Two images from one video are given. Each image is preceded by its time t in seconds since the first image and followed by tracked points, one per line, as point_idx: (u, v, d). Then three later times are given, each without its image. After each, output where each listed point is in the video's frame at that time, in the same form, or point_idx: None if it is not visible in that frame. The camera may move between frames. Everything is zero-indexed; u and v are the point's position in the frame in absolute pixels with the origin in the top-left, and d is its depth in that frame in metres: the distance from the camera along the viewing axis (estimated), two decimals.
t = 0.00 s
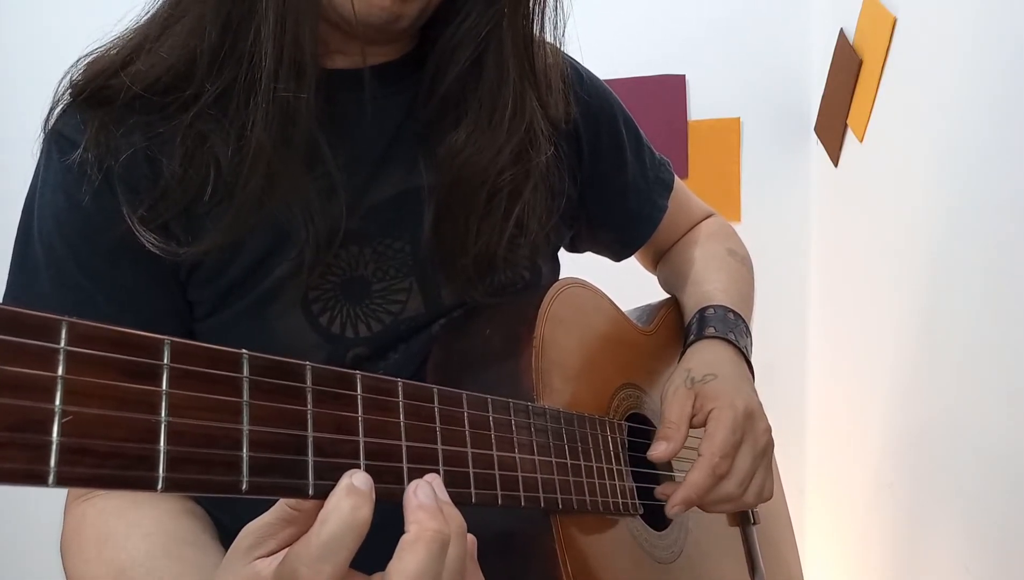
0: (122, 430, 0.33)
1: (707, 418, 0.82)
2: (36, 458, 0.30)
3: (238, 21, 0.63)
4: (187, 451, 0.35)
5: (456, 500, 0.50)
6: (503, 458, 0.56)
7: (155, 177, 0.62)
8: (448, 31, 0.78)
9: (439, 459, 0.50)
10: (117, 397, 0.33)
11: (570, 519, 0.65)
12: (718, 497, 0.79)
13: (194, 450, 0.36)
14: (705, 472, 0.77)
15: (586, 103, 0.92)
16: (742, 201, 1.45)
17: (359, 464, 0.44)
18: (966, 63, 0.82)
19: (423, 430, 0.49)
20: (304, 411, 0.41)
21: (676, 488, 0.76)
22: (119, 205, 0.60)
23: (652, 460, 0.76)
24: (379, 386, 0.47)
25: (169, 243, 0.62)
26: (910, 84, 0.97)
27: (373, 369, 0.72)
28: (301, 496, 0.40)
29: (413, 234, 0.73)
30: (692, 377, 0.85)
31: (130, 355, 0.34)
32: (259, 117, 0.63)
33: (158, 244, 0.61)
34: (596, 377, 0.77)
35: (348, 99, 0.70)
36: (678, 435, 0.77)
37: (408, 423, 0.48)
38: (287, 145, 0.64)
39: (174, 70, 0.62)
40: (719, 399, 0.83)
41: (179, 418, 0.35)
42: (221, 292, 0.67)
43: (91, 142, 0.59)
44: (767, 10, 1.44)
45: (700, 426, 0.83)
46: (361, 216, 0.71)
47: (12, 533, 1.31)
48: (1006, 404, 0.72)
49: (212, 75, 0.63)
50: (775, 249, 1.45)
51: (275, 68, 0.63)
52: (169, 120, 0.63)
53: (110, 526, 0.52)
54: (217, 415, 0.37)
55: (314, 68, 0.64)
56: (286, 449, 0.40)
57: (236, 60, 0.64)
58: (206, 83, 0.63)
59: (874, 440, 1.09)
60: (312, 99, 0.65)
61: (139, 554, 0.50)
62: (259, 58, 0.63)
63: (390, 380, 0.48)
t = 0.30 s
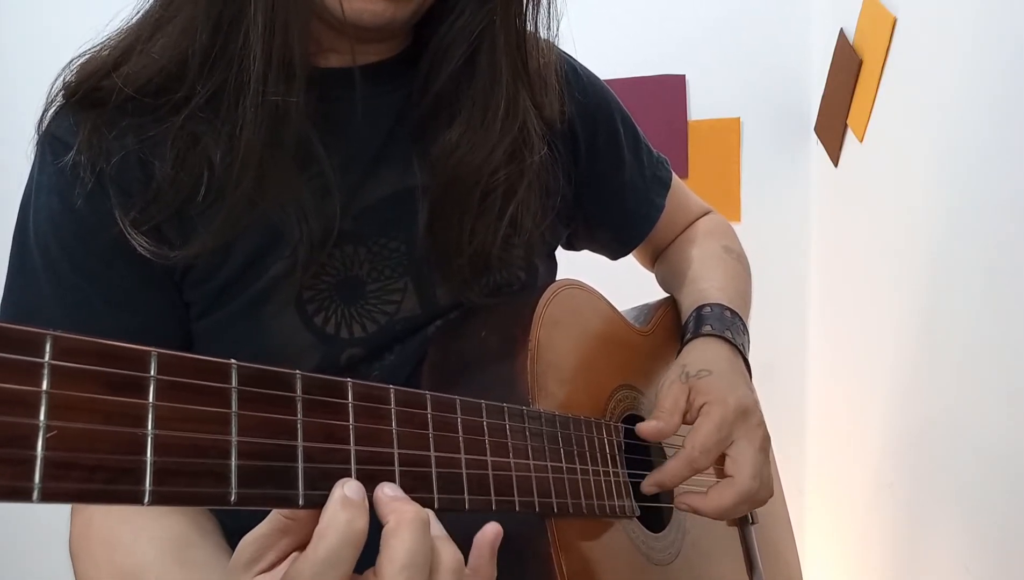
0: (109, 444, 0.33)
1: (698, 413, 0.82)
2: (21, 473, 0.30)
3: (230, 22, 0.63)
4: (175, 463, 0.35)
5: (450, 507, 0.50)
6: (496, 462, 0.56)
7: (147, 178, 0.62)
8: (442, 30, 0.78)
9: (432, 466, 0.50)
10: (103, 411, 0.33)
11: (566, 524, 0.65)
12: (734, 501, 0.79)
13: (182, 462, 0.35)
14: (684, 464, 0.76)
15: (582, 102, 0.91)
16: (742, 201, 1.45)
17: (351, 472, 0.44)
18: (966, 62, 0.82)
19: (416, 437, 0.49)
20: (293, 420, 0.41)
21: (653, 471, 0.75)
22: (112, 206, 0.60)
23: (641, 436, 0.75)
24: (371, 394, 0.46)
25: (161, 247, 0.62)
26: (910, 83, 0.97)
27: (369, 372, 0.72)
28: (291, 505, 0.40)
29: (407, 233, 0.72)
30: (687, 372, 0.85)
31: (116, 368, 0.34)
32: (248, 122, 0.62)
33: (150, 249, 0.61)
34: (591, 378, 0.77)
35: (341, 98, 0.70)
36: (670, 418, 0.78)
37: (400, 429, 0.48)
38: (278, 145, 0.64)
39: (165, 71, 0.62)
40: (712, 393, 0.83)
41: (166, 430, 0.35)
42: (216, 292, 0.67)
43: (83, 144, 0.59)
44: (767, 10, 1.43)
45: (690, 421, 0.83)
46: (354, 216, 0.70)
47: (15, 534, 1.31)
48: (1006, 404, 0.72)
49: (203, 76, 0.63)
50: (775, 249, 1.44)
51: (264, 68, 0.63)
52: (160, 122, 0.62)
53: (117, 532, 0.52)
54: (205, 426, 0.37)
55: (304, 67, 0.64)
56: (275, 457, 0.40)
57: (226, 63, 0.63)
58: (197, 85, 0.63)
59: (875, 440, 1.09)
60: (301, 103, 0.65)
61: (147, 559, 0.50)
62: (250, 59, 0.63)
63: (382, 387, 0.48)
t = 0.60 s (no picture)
0: (106, 446, 0.33)
1: (699, 409, 0.82)
2: (19, 476, 0.30)
3: (231, 24, 0.63)
4: (174, 465, 0.35)
5: (450, 508, 0.50)
6: (497, 462, 0.56)
7: (148, 180, 0.62)
8: (445, 33, 0.78)
9: (433, 467, 0.50)
10: (101, 412, 0.33)
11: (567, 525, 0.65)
12: (735, 499, 0.79)
13: (180, 464, 0.35)
14: (684, 463, 0.76)
15: (585, 104, 0.91)
16: (742, 201, 1.44)
17: (350, 473, 0.44)
18: (966, 62, 0.82)
19: (416, 437, 0.49)
20: (292, 421, 0.41)
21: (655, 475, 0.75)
22: (113, 209, 0.60)
23: (641, 429, 0.75)
24: (371, 394, 0.46)
25: (160, 251, 0.61)
26: (910, 83, 0.97)
27: (370, 373, 0.72)
28: (290, 507, 0.40)
29: (408, 235, 0.72)
30: (687, 369, 0.85)
31: (114, 368, 0.34)
32: (249, 126, 0.62)
33: (151, 252, 0.61)
34: (593, 379, 0.77)
35: (346, 100, 0.70)
36: (670, 414, 0.78)
37: (401, 430, 0.48)
38: (279, 147, 0.64)
39: (167, 73, 0.62)
40: (712, 389, 0.83)
41: (164, 432, 0.35)
42: (218, 294, 0.67)
43: (84, 146, 0.59)
44: (767, 10, 1.43)
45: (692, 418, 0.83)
46: (356, 218, 0.70)
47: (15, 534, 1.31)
48: (1006, 403, 0.72)
49: (205, 79, 0.63)
50: (775, 249, 1.45)
51: (265, 73, 0.63)
52: (161, 124, 0.62)
53: (122, 534, 0.52)
54: (203, 428, 0.37)
55: (305, 70, 0.64)
56: (274, 459, 0.40)
57: (227, 67, 0.64)
58: (198, 87, 0.63)
59: (875, 440, 1.09)
60: (303, 106, 0.64)
61: (153, 563, 0.50)
62: (252, 62, 0.63)
63: (383, 387, 0.48)
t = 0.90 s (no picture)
0: (106, 443, 0.33)
1: (706, 402, 0.83)
2: (19, 473, 0.30)
3: (238, 26, 0.64)
4: (175, 463, 0.35)
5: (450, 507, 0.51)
6: (498, 462, 0.56)
7: (153, 182, 0.62)
8: (450, 36, 0.79)
9: (433, 466, 0.50)
10: (102, 410, 0.33)
11: (567, 525, 0.65)
12: (733, 491, 0.79)
13: (181, 462, 0.36)
14: (703, 454, 0.78)
15: (588, 107, 0.92)
16: (742, 202, 1.45)
17: (351, 472, 0.44)
18: (966, 62, 0.82)
19: (416, 436, 0.49)
20: (293, 420, 0.41)
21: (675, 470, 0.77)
22: (118, 210, 0.60)
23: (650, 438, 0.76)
24: (372, 393, 0.47)
25: (165, 252, 0.62)
26: (911, 83, 0.97)
27: (372, 373, 0.72)
28: (290, 506, 0.40)
29: (410, 236, 0.72)
30: (690, 366, 0.85)
31: (114, 366, 0.34)
32: (258, 128, 0.63)
33: (156, 253, 0.61)
34: (594, 380, 0.77)
35: (352, 103, 0.70)
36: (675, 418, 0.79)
37: (402, 429, 0.48)
38: (286, 149, 0.64)
39: (172, 74, 0.62)
40: (717, 383, 0.83)
41: (165, 430, 0.35)
42: (222, 295, 0.67)
43: (89, 147, 0.59)
44: (767, 10, 1.44)
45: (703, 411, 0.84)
46: (359, 220, 0.70)
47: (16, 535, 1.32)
48: (1005, 402, 0.72)
49: (210, 80, 0.64)
50: (775, 249, 1.45)
51: (273, 79, 0.63)
52: (166, 126, 0.63)
53: (131, 535, 0.52)
54: (204, 426, 0.37)
55: (314, 73, 0.64)
56: (274, 458, 0.40)
57: (234, 68, 0.64)
58: (204, 90, 0.63)
59: (874, 440, 1.09)
60: (312, 108, 0.65)
61: (162, 563, 0.51)
62: (259, 64, 0.63)
63: (384, 387, 0.48)
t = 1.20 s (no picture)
0: (103, 449, 0.33)
1: (709, 424, 0.83)
2: (14, 479, 0.30)
3: (234, 25, 0.64)
4: (171, 468, 0.35)
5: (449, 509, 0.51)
6: (496, 464, 0.56)
7: (152, 182, 0.62)
8: (447, 33, 0.79)
9: (430, 469, 0.50)
10: (99, 415, 0.33)
11: (565, 525, 0.65)
12: (725, 502, 0.79)
13: (177, 467, 0.36)
14: (707, 468, 0.78)
15: (585, 105, 0.92)
16: (741, 202, 1.45)
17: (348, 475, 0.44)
18: (966, 61, 0.82)
19: (413, 439, 0.49)
20: (289, 424, 0.41)
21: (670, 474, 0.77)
22: (116, 212, 0.60)
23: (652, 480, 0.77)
24: (369, 396, 0.47)
25: (165, 252, 0.62)
26: (911, 84, 0.97)
27: (371, 375, 0.72)
28: (286, 509, 0.41)
29: (410, 236, 0.72)
30: (692, 394, 0.84)
31: (111, 371, 0.34)
32: (256, 126, 0.63)
33: (156, 254, 0.61)
34: (592, 380, 0.77)
35: (351, 103, 0.71)
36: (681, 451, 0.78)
37: (398, 432, 0.48)
38: (283, 147, 0.65)
39: (169, 74, 0.63)
40: (719, 404, 0.83)
41: (161, 435, 0.35)
42: (221, 296, 0.67)
43: (87, 148, 0.59)
44: (767, 11, 1.44)
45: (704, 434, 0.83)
46: (358, 219, 0.70)
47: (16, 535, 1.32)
48: (1006, 402, 0.72)
49: (207, 80, 0.64)
50: (775, 249, 1.45)
51: (270, 76, 0.63)
52: (164, 126, 0.63)
53: (131, 537, 0.52)
54: (200, 430, 0.37)
55: (310, 71, 0.64)
56: (270, 462, 0.40)
57: (231, 68, 0.64)
58: (202, 89, 0.63)
59: (874, 440, 1.09)
60: (308, 105, 0.65)
61: (164, 564, 0.51)
62: (256, 62, 0.63)
63: (380, 389, 0.48)
